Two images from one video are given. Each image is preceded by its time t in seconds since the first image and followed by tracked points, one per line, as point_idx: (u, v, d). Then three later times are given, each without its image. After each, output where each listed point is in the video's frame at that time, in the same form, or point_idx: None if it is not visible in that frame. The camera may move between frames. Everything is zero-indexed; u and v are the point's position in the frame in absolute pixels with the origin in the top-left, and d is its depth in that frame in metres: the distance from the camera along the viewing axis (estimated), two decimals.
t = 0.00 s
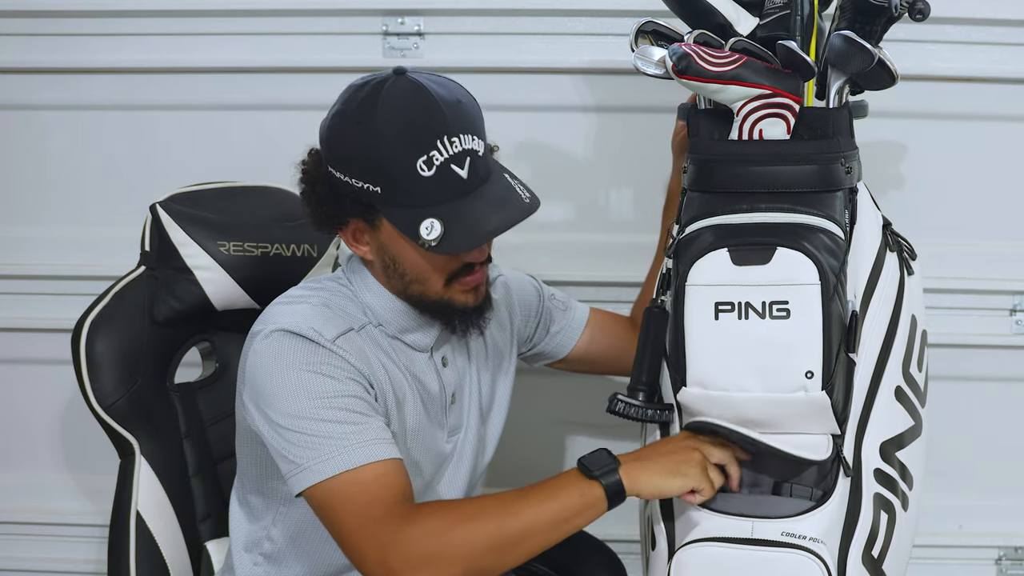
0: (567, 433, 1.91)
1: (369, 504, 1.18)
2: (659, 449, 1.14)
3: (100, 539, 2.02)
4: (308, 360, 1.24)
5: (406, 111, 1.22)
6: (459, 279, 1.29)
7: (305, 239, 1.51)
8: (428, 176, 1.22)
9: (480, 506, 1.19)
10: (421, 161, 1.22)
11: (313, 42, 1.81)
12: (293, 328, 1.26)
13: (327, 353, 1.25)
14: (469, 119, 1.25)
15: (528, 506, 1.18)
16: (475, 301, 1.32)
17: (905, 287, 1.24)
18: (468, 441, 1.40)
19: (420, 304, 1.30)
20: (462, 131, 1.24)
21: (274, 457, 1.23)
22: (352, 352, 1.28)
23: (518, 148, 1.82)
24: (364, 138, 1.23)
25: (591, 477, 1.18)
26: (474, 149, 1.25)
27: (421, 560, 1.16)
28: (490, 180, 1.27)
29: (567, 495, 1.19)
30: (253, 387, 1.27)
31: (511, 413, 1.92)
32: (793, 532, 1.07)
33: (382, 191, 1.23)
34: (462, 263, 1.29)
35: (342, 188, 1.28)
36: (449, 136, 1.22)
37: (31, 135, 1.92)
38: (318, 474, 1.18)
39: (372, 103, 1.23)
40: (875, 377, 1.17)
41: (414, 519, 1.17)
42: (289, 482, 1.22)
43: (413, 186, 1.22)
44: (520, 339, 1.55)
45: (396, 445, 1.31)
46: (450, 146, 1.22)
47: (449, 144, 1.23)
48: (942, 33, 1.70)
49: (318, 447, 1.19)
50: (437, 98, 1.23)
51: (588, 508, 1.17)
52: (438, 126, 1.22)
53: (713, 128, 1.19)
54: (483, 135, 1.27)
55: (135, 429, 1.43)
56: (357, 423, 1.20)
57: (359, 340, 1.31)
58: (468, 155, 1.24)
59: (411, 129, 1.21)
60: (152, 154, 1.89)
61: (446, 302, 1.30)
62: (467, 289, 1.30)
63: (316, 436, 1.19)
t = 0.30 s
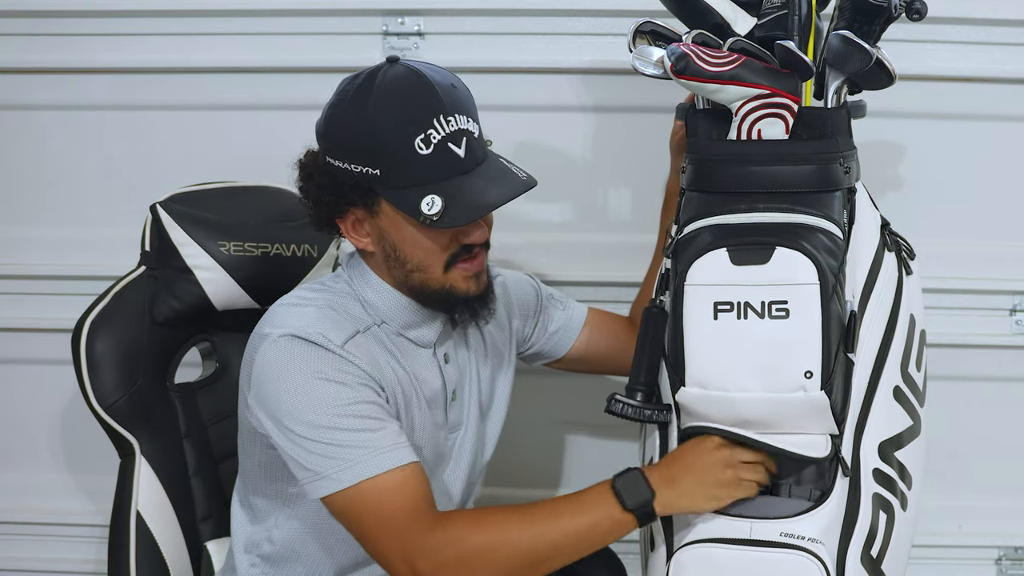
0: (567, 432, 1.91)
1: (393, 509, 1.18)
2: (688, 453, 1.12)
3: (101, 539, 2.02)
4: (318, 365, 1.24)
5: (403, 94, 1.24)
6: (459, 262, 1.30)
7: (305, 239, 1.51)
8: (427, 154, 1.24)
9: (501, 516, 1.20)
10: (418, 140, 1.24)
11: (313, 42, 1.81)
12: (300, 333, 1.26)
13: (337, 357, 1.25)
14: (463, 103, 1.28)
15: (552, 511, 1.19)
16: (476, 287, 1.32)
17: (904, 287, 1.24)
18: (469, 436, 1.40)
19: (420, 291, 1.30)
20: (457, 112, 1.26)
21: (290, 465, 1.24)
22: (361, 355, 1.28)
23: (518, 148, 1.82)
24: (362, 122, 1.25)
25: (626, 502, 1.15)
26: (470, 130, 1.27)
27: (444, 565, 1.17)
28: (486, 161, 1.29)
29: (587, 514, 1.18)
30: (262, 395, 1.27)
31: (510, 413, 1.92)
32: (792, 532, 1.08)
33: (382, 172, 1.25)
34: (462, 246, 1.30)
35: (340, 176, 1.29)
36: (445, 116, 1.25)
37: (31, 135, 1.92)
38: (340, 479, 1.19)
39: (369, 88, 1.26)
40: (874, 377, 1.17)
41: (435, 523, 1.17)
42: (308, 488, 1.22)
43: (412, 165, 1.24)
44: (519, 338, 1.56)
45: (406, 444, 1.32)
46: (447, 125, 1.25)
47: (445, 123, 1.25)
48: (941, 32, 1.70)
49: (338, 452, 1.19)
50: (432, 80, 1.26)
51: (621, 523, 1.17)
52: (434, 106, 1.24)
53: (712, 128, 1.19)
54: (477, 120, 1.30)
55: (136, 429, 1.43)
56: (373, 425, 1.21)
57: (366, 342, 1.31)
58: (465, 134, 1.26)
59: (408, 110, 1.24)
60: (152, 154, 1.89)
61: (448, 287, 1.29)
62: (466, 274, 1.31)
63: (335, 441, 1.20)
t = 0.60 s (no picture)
0: (567, 432, 1.91)
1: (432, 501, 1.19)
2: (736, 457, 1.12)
3: (100, 539, 2.02)
4: (339, 363, 1.24)
5: (411, 97, 1.24)
6: (465, 267, 1.30)
7: (305, 239, 1.51)
8: (434, 158, 1.24)
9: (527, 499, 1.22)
10: (426, 144, 1.23)
11: (313, 42, 1.81)
12: (318, 333, 1.26)
13: (358, 355, 1.25)
14: (471, 107, 1.28)
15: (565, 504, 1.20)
16: (481, 292, 1.32)
17: (906, 287, 1.24)
18: (476, 435, 1.40)
19: (427, 294, 1.30)
20: (465, 116, 1.26)
21: (314, 461, 1.23)
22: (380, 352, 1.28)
23: (519, 148, 1.82)
24: (370, 125, 1.25)
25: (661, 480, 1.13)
26: (477, 134, 1.27)
27: (486, 552, 1.20)
28: (493, 165, 1.29)
29: (616, 495, 1.17)
30: (282, 396, 1.26)
31: (511, 414, 1.92)
32: (793, 533, 1.08)
33: (389, 176, 1.25)
34: (469, 250, 1.29)
35: (347, 177, 1.29)
36: (453, 120, 1.25)
37: (31, 135, 1.92)
38: (373, 473, 1.19)
39: (377, 91, 1.25)
40: (876, 377, 1.17)
41: (473, 513, 1.19)
42: (337, 485, 1.22)
43: (420, 170, 1.24)
44: (520, 338, 1.56)
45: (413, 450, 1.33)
46: (454, 129, 1.25)
47: (453, 128, 1.25)
48: (942, 33, 1.70)
49: (370, 447, 1.20)
50: (440, 83, 1.25)
51: (660, 505, 1.14)
52: (441, 110, 1.24)
53: (714, 128, 1.19)
54: (485, 123, 1.30)
55: (136, 430, 1.43)
56: (402, 420, 1.21)
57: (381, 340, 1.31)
58: (472, 139, 1.26)
59: (416, 114, 1.24)
60: (153, 154, 1.89)
61: (455, 290, 1.29)
62: (473, 279, 1.31)
63: (364, 437, 1.20)
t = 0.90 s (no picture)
0: (567, 432, 1.91)
1: (434, 481, 1.17)
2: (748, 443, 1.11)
3: (101, 539, 2.02)
4: (344, 352, 1.24)
5: (415, 95, 1.25)
6: (467, 265, 1.30)
7: (305, 239, 1.52)
8: (437, 156, 1.24)
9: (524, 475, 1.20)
10: (429, 142, 1.24)
11: (312, 43, 1.81)
12: (323, 324, 1.27)
13: (362, 345, 1.26)
14: (475, 105, 1.28)
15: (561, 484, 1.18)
16: (483, 291, 1.32)
17: (903, 286, 1.24)
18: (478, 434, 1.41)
19: (428, 291, 1.30)
20: (469, 114, 1.26)
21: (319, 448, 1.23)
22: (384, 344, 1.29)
23: (518, 148, 1.82)
24: (375, 122, 1.25)
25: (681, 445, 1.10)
26: (481, 132, 1.27)
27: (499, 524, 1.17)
28: (497, 164, 1.29)
29: (631, 462, 1.14)
30: (286, 387, 1.26)
31: (512, 413, 1.92)
32: (789, 533, 1.08)
33: (392, 173, 1.25)
34: (471, 249, 1.30)
35: (351, 174, 1.30)
36: (457, 118, 1.25)
37: (32, 136, 1.92)
38: (379, 454, 1.18)
39: (382, 88, 1.26)
40: (872, 377, 1.17)
41: (482, 487, 1.17)
42: (341, 469, 1.21)
43: (422, 167, 1.24)
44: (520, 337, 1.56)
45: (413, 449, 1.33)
46: (458, 127, 1.25)
47: (456, 126, 1.25)
48: (942, 32, 1.70)
49: (376, 427, 1.19)
50: (445, 81, 1.26)
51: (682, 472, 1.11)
52: (445, 108, 1.24)
53: (711, 128, 1.19)
54: (490, 122, 1.30)
55: (136, 429, 1.44)
56: (407, 403, 1.21)
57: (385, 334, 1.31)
58: (476, 137, 1.26)
59: (420, 111, 1.24)
60: (152, 154, 1.89)
61: (456, 290, 1.30)
62: (474, 277, 1.31)
63: (370, 420, 1.19)
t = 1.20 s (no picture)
0: (567, 432, 1.91)
1: (413, 489, 1.17)
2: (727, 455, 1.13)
3: (101, 539, 2.02)
4: (339, 353, 1.24)
5: (418, 94, 1.24)
6: (469, 265, 1.30)
7: (305, 239, 1.52)
8: (439, 155, 1.24)
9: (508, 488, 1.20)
10: (431, 141, 1.24)
11: (312, 43, 1.81)
12: (320, 323, 1.27)
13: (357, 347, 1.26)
14: (477, 106, 1.28)
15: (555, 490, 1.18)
16: (485, 290, 1.32)
17: (904, 286, 1.24)
18: (477, 435, 1.41)
19: (430, 291, 1.30)
20: (472, 114, 1.26)
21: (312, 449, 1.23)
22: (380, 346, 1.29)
23: (518, 148, 1.82)
24: (377, 122, 1.25)
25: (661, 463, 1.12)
26: (483, 132, 1.27)
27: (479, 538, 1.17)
28: (499, 163, 1.29)
29: (613, 479, 1.16)
30: (282, 385, 1.26)
31: (512, 413, 1.92)
32: (789, 533, 1.08)
33: (395, 173, 1.25)
34: (473, 249, 1.30)
35: (354, 173, 1.30)
36: (459, 118, 1.25)
37: (32, 135, 1.92)
38: (365, 457, 1.18)
39: (384, 88, 1.26)
40: (873, 377, 1.17)
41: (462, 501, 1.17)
42: (329, 470, 1.21)
43: (425, 166, 1.24)
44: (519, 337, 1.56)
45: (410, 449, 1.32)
46: (461, 127, 1.25)
47: (458, 125, 1.25)
48: (942, 33, 1.70)
49: (364, 430, 1.18)
50: (447, 81, 1.26)
51: (661, 489, 1.13)
52: (448, 108, 1.24)
53: (712, 129, 1.19)
54: (491, 122, 1.30)
55: (136, 430, 1.44)
56: (397, 407, 1.20)
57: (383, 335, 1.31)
58: (478, 137, 1.26)
59: (422, 111, 1.24)
60: (153, 154, 1.89)
61: (458, 289, 1.30)
62: (477, 277, 1.31)
63: (360, 423, 1.19)
